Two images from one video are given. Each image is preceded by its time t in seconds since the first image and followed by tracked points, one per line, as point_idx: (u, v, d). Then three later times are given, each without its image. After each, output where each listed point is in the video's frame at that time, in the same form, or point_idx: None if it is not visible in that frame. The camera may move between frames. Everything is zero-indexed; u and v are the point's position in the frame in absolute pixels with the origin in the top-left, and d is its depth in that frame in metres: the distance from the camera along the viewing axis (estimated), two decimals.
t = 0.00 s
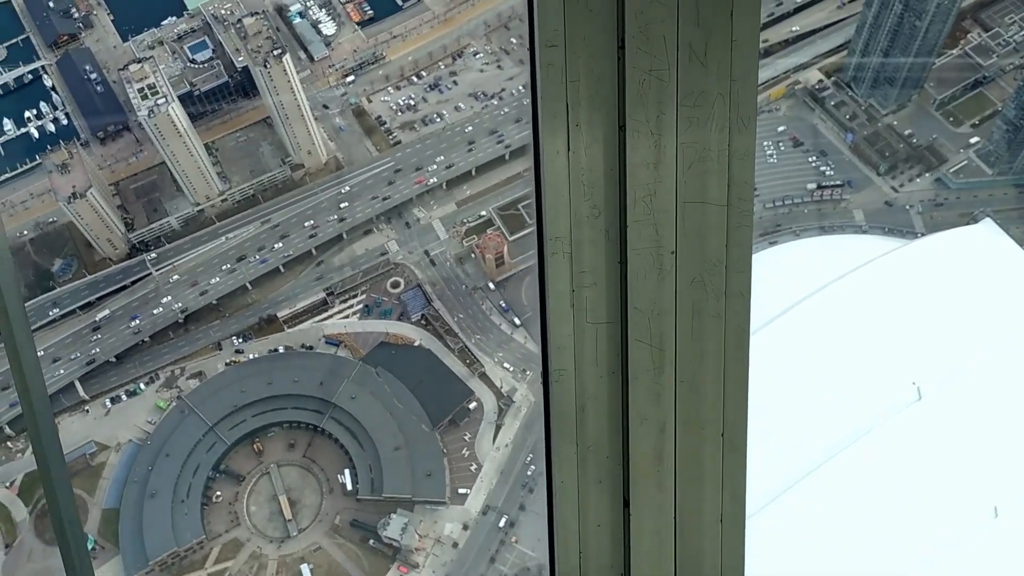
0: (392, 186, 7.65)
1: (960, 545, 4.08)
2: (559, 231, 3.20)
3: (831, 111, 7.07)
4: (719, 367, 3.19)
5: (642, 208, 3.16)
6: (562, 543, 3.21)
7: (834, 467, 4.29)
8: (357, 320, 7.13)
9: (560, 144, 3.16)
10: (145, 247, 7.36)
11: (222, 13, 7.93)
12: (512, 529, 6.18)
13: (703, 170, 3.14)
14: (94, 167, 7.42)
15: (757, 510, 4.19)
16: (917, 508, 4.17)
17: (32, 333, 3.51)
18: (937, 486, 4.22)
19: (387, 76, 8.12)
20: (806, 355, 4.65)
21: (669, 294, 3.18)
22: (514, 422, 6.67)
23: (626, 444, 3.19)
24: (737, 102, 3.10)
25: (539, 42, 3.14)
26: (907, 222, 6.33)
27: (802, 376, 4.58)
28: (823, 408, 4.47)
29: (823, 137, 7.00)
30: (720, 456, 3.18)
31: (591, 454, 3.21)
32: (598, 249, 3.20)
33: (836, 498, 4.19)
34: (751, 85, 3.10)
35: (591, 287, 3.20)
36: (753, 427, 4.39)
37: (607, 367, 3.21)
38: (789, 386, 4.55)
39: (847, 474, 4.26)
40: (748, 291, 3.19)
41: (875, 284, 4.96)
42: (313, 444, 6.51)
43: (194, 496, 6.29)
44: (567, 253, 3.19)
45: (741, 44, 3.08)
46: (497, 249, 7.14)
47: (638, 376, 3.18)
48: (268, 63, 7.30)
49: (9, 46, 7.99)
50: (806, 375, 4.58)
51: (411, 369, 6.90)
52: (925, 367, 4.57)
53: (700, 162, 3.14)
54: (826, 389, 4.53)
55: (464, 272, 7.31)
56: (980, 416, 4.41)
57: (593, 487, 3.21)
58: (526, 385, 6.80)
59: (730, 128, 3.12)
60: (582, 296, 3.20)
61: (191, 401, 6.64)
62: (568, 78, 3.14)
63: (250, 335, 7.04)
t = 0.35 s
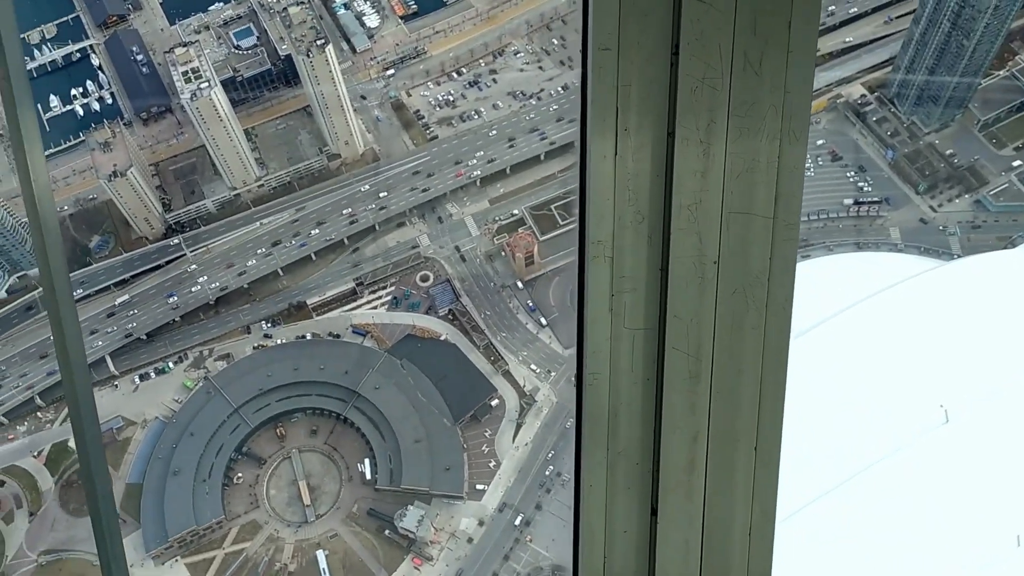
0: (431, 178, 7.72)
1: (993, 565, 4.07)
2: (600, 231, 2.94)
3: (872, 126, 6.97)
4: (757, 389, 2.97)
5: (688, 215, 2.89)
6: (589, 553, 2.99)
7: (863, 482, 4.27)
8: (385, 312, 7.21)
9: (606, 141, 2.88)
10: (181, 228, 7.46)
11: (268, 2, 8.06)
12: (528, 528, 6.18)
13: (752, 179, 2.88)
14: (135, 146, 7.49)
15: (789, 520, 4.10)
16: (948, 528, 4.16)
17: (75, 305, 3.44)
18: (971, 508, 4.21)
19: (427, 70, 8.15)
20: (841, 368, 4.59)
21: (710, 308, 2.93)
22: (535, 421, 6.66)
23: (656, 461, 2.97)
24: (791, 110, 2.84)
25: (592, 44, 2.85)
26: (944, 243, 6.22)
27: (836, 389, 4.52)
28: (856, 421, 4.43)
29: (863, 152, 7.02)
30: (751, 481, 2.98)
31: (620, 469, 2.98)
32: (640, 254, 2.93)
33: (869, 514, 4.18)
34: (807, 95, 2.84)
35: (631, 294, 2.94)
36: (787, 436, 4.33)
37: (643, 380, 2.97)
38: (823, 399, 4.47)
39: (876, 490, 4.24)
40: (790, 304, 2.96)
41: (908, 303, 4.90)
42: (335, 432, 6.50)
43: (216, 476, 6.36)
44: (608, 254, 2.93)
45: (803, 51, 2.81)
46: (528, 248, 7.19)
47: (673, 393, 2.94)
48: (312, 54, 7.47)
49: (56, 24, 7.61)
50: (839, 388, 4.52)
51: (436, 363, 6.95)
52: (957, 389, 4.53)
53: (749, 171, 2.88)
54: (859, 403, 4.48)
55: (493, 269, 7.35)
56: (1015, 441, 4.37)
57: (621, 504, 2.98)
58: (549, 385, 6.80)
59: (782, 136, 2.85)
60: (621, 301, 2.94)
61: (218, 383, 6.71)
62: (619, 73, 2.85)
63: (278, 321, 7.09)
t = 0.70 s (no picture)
0: (482, 171, 7.69)
1: None
2: (657, 237, 3.13)
3: (927, 144, 6.87)
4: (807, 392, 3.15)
5: (748, 222, 3.08)
6: (629, 545, 3.20)
7: (904, 499, 4.19)
8: (423, 303, 7.22)
9: (671, 150, 3.08)
10: (227, 210, 7.57)
11: None
12: (552, 528, 6.22)
13: (814, 192, 3.05)
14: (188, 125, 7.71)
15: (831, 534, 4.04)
16: (994, 548, 4.04)
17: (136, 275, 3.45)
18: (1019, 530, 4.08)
19: (479, 66, 8.25)
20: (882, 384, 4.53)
21: (764, 313, 3.12)
22: (565, 422, 6.68)
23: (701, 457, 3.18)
24: (858, 127, 3.02)
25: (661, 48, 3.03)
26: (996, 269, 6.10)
27: (878, 405, 4.46)
28: (899, 437, 4.36)
29: (916, 169, 6.86)
30: (797, 480, 3.17)
31: (665, 467, 3.18)
32: (695, 262, 3.13)
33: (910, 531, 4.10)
34: (877, 113, 3.02)
35: (686, 299, 3.14)
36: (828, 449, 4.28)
37: (691, 379, 3.17)
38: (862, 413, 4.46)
39: (919, 508, 4.16)
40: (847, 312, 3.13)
41: (956, 325, 4.79)
42: (366, 419, 6.67)
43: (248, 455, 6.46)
44: (664, 259, 3.12)
45: (873, 71, 2.98)
46: (568, 248, 7.20)
47: (722, 393, 3.15)
48: (365, 43, 7.25)
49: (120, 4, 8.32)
50: (879, 404, 4.46)
51: (470, 358, 6.93)
52: (998, 415, 4.42)
53: (812, 184, 3.05)
54: (901, 420, 4.42)
55: (533, 268, 7.36)
56: None
57: (664, 498, 3.20)
58: (581, 387, 6.83)
59: (849, 151, 3.03)
60: (676, 302, 3.14)
61: (254, 363, 6.79)
62: (686, 81, 3.04)
63: (317, 306, 7.20)
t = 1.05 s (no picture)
0: (525, 168, 7.70)
1: None
2: (711, 240, 2.88)
3: (976, 168, 6.76)
4: (857, 417, 2.89)
5: (806, 230, 2.84)
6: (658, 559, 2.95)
7: (946, 523, 4.11)
8: (455, 298, 7.26)
9: (732, 149, 2.83)
10: (269, 193, 7.69)
11: None
12: (572, 530, 6.20)
13: (877, 204, 2.81)
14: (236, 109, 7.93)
15: (875, 565, 3.93)
16: None
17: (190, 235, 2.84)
18: None
19: (525, 66, 8.33)
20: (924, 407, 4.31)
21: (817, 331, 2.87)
22: (591, 425, 6.66)
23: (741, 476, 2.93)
24: (928, 136, 2.76)
25: (729, 51, 2.82)
26: None
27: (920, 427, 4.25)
28: (941, 461, 4.23)
29: (961, 193, 6.76)
30: (836, 511, 2.90)
31: (703, 479, 2.94)
32: (750, 268, 2.88)
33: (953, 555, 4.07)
34: (949, 122, 2.75)
35: (736, 307, 2.89)
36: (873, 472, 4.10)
37: (736, 395, 2.91)
38: (900, 439, 4.24)
39: (960, 532, 4.11)
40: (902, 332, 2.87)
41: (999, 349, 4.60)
42: (393, 409, 6.77)
43: (275, 438, 6.53)
44: (717, 262, 2.88)
45: (947, 80, 2.74)
46: (604, 251, 7.06)
47: (767, 413, 2.89)
48: (414, 36, 7.24)
49: None
50: (920, 427, 4.25)
51: (499, 355, 6.93)
52: None
53: (875, 195, 2.81)
54: (943, 443, 4.26)
55: (567, 269, 7.35)
56: None
57: (699, 512, 2.95)
58: (609, 392, 6.81)
59: (918, 162, 2.78)
60: (725, 312, 2.89)
61: (287, 347, 6.89)
62: (752, 85, 2.81)
63: (351, 294, 7.27)
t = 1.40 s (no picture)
0: (561, 167, 7.73)
1: None
2: (758, 243, 2.57)
3: (1015, 187, 6.74)
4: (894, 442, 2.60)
5: (855, 240, 2.52)
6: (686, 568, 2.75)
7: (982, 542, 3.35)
8: (482, 294, 7.28)
9: (782, 152, 2.50)
10: (303, 183, 7.76)
11: None
12: (588, 530, 6.20)
13: (930, 214, 2.49)
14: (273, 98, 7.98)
15: None
16: None
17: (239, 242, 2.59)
18: None
19: (562, 66, 8.37)
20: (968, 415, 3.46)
21: (859, 349, 2.58)
22: (612, 427, 6.66)
23: (775, 487, 2.68)
24: (986, 147, 2.44)
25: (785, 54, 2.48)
26: None
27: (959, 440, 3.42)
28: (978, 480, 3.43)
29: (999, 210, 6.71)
30: (868, 538, 2.65)
31: (736, 488, 2.69)
32: (796, 276, 2.58)
33: None
34: (1008, 135, 2.43)
35: (780, 314, 2.59)
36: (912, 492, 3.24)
37: (774, 403, 2.64)
38: (938, 453, 3.40)
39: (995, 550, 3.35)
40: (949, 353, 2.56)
41: None
42: (415, 402, 6.82)
43: (298, 425, 6.59)
44: (763, 268, 2.57)
45: (1011, 89, 2.41)
46: (632, 253, 7.04)
47: (806, 424, 2.61)
48: (453, 33, 7.21)
49: None
50: (965, 442, 3.42)
51: (523, 352, 6.94)
52: None
53: (929, 205, 2.48)
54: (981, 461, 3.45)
55: (595, 270, 7.36)
56: None
57: (734, 516, 2.71)
58: (631, 394, 6.81)
59: (974, 173, 2.46)
60: (769, 319, 2.60)
61: (313, 336, 6.97)
62: (806, 91, 2.48)
63: (379, 286, 7.32)
